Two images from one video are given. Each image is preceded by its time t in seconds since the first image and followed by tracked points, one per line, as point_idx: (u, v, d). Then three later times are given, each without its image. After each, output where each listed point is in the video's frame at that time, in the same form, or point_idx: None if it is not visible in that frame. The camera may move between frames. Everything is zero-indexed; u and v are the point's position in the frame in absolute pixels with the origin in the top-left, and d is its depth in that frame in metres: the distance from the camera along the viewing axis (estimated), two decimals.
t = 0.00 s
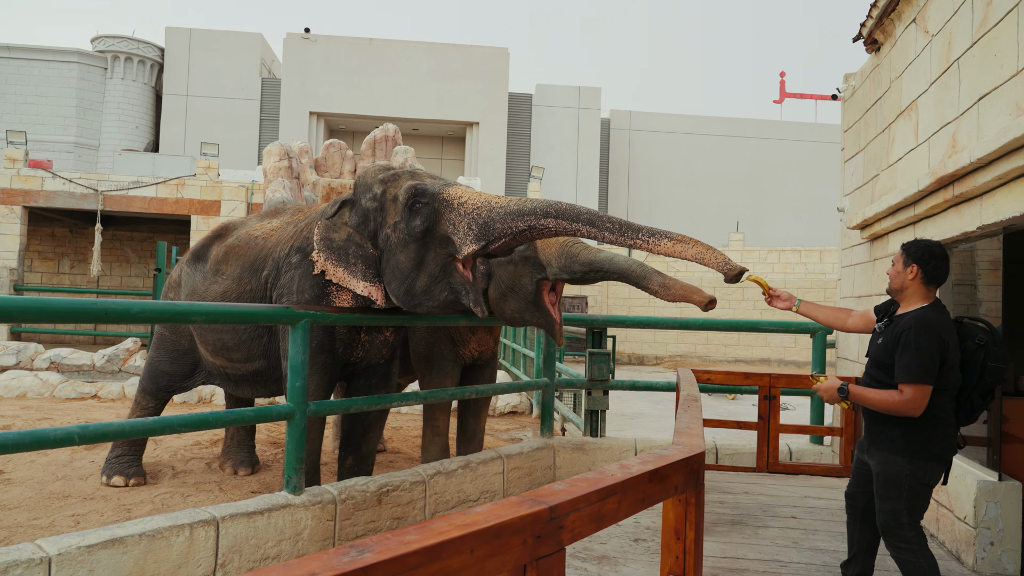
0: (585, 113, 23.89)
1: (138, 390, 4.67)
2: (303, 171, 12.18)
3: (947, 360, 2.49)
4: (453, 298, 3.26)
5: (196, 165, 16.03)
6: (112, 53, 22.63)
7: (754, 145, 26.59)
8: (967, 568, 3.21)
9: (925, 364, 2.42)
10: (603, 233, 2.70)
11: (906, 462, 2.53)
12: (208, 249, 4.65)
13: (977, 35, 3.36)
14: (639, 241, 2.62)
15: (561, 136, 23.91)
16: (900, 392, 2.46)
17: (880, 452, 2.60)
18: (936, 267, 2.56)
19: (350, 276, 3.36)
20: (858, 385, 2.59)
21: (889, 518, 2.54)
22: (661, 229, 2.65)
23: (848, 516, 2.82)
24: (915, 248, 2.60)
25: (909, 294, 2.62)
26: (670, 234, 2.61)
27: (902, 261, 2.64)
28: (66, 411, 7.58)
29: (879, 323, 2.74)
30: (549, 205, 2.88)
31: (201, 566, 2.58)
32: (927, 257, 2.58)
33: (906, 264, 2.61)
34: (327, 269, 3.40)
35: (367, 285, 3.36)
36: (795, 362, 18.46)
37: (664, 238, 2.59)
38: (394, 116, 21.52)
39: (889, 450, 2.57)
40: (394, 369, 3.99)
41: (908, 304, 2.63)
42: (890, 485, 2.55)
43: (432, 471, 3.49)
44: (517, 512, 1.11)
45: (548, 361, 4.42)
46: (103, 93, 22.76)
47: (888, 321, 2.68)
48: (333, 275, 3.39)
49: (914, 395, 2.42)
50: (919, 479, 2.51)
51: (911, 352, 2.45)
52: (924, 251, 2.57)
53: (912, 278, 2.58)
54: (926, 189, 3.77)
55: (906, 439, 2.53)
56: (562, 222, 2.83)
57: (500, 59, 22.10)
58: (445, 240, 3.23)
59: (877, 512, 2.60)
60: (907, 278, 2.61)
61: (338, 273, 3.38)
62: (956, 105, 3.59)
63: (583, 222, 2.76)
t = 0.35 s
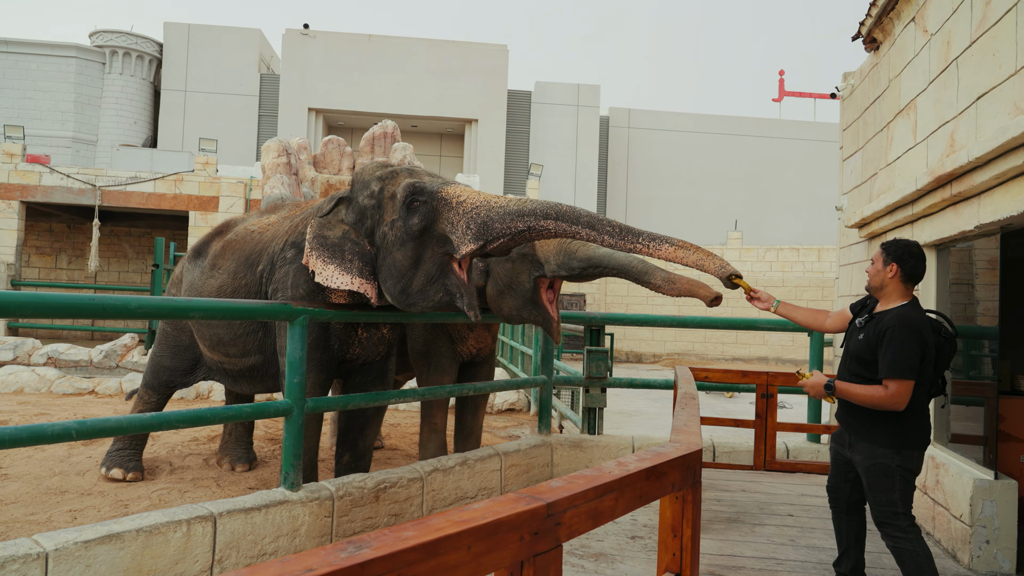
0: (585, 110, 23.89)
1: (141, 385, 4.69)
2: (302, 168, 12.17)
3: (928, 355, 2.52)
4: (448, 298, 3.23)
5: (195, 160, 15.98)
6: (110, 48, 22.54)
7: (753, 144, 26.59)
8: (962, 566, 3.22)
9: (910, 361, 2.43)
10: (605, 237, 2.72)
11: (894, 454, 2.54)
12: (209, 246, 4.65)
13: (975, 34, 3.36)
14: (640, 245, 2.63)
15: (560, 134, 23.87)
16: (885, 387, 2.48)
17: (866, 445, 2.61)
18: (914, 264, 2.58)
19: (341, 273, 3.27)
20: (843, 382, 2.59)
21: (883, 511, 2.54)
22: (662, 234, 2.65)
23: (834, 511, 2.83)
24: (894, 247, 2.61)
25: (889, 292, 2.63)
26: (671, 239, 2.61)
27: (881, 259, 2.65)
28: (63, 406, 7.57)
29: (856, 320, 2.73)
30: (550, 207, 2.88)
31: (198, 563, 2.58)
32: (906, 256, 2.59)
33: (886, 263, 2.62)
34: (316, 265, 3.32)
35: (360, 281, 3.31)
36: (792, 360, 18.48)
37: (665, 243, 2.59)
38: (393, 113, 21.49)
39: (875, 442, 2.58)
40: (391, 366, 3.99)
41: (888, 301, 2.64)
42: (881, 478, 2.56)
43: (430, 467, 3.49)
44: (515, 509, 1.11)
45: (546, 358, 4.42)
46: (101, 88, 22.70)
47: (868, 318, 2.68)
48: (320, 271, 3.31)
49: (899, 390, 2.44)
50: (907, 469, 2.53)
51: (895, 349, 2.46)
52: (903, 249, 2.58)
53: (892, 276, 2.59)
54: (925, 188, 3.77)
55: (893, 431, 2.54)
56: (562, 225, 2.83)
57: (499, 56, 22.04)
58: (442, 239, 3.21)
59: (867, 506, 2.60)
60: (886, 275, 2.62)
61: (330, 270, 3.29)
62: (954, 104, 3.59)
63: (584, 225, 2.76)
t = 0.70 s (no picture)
0: (584, 107, 23.86)
1: (142, 379, 4.71)
2: (300, 162, 12.15)
3: (930, 352, 2.54)
4: (449, 298, 3.27)
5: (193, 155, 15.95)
6: (108, 42, 22.45)
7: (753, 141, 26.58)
8: (957, 564, 3.23)
9: (918, 358, 2.44)
10: (604, 252, 2.76)
11: (895, 452, 2.55)
12: (208, 241, 4.65)
13: (975, 34, 3.36)
14: (636, 264, 2.72)
15: (559, 130, 23.85)
16: (891, 381, 2.47)
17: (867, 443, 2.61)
18: (912, 263, 2.61)
19: (343, 269, 3.30)
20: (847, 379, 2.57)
21: (880, 509, 2.55)
22: (655, 251, 2.76)
23: (828, 509, 2.84)
24: (895, 246, 2.63)
25: (889, 290, 2.65)
26: (663, 257, 2.72)
27: (881, 258, 2.66)
28: (61, 400, 7.56)
29: (856, 321, 2.74)
30: (554, 216, 2.88)
31: (195, 557, 2.58)
32: (907, 255, 2.61)
33: (886, 262, 2.64)
34: (320, 258, 3.30)
35: (361, 277, 3.33)
36: (790, 358, 18.51)
37: (658, 261, 2.69)
38: (392, 108, 21.45)
39: (875, 441, 2.58)
40: (389, 361, 4.00)
41: (887, 300, 2.66)
42: (881, 476, 2.56)
43: (428, 463, 3.50)
44: (512, 505, 1.12)
45: (544, 355, 4.43)
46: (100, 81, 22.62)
47: (868, 317, 2.69)
48: (321, 265, 3.29)
49: (906, 384, 2.44)
50: (908, 467, 2.55)
51: (903, 345, 2.46)
52: (904, 249, 2.60)
53: (894, 274, 2.61)
54: (923, 187, 3.78)
55: (893, 430, 2.56)
56: (566, 234, 2.85)
57: (499, 52, 21.98)
58: (445, 239, 3.23)
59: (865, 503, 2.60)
60: (886, 274, 2.64)
61: (332, 264, 3.30)
62: (953, 104, 3.60)
63: (586, 238, 2.79)
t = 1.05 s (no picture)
0: (583, 105, 23.86)
1: (139, 375, 4.69)
2: (298, 159, 12.13)
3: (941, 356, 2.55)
4: (450, 296, 3.27)
5: (191, 150, 15.91)
6: (106, 37, 22.39)
7: (751, 140, 26.61)
8: (952, 563, 3.24)
9: (930, 360, 2.45)
10: (593, 263, 2.70)
11: (901, 457, 2.56)
12: (203, 237, 4.64)
13: (973, 34, 3.36)
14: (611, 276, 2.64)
15: (557, 128, 23.86)
16: (901, 383, 2.48)
17: (874, 448, 2.61)
18: (924, 266, 2.62)
19: (344, 264, 3.29)
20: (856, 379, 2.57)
21: (877, 513, 2.55)
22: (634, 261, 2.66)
23: (827, 510, 2.85)
24: (906, 249, 2.65)
25: (901, 294, 2.66)
26: (639, 270, 2.61)
27: (892, 262, 2.67)
28: (57, 395, 7.56)
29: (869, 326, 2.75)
30: (554, 220, 2.86)
31: (192, 552, 2.58)
32: (919, 258, 2.63)
33: (898, 265, 2.65)
34: (327, 251, 3.31)
35: (361, 273, 3.32)
36: (786, 357, 18.57)
37: (632, 275, 2.59)
38: (390, 105, 21.44)
39: (882, 445, 2.59)
40: (385, 357, 4.00)
41: (899, 303, 2.67)
42: (885, 480, 2.56)
43: (424, 460, 3.50)
44: (509, 501, 1.12)
45: (541, 353, 4.44)
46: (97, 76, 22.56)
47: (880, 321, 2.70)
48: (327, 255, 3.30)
49: (916, 386, 2.44)
50: (911, 473, 2.56)
51: (916, 347, 2.47)
52: (916, 252, 2.62)
53: (907, 278, 2.62)
54: (920, 187, 3.79)
55: (898, 434, 2.56)
56: (564, 238, 2.83)
57: (498, 49, 21.97)
58: (445, 239, 3.23)
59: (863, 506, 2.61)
60: (898, 279, 2.65)
61: (336, 257, 3.29)
62: (951, 104, 3.60)
63: (580, 247, 2.74)
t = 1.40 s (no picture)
0: (584, 104, 23.85)
1: (140, 373, 4.70)
2: (299, 157, 12.13)
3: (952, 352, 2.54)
4: (454, 293, 3.28)
5: (192, 148, 15.91)
6: (108, 34, 22.41)
7: (752, 139, 26.59)
8: (952, 563, 3.25)
9: (936, 356, 2.45)
10: (559, 285, 2.74)
11: (919, 455, 2.55)
12: (204, 234, 4.65)
13: (976, 34, 3.36)
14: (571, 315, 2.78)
15: (559, 127, 23.86)
16: (901, 379, 2.49)
17: (893, 448, 2.61)
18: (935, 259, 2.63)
19: (343, 264, 3.29)
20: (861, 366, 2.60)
21: (892, 511, 2.56)
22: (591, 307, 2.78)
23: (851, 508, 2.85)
24: (917, 243, 2.65)
25: (914, 289, 2.66)
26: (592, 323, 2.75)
27: (904, 256, 2.68)
28: (58, 392, 7.57)
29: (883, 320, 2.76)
30: (551, 224, 2.87)
31: (192, 549, 2.59)
32: (930, 251, 2.63)
33: (909, 259, 2.66)
34: (320, 255, 3.31)
35: (360, 274, 3.30)
36: (787, 357, 18.57)
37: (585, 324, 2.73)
38: (391, 104, 21.44)
39: (900, 444, 2.59)
40: (387, 356, 4.00)
41: (914, 298, 2.67)
42: (900, 479, 2.57)
43: (425, 459, 3.50)
44: (510, 500, 1.12)
45: (542, 352, 4.44)
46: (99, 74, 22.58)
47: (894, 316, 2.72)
48: (320, 262, 3.30)
49: (914, 385, 2.45)
50: (929, 472, 2.55)
51: (923, 344, 2.47)
52: (927, 245, 2.62)
53: (921, 272, 2.63)
54: (922, 187, 3.78)
55: (914, 432, 2.57)
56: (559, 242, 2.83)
57: (500, 48, 21.95)
58: (447, 237, 3.23)
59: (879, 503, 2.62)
60: (910, 272, 2.66)
61: (334, 260, 3.29)
62: (953, 104, 3.59)
63: (556, 264, 2.75)
